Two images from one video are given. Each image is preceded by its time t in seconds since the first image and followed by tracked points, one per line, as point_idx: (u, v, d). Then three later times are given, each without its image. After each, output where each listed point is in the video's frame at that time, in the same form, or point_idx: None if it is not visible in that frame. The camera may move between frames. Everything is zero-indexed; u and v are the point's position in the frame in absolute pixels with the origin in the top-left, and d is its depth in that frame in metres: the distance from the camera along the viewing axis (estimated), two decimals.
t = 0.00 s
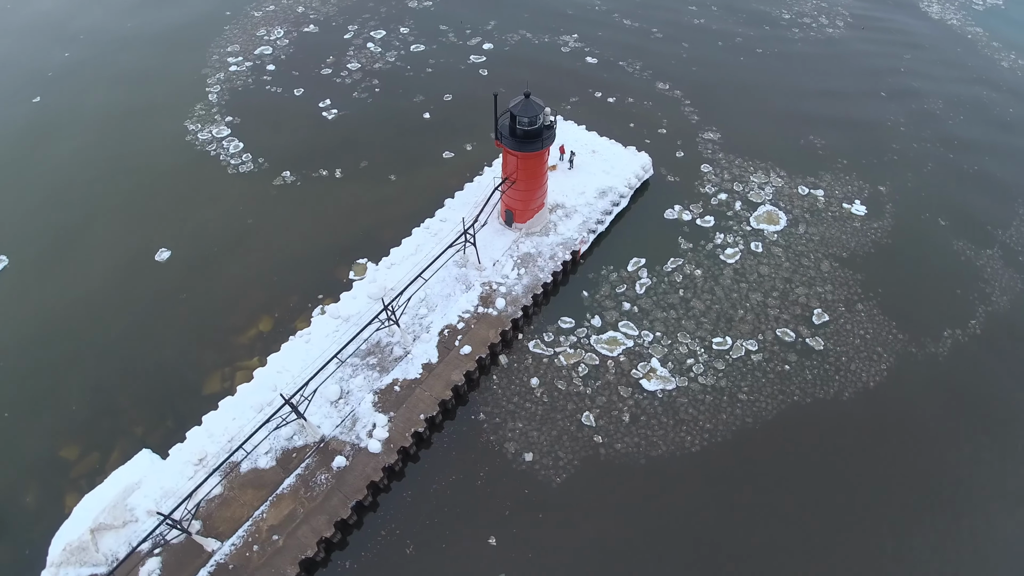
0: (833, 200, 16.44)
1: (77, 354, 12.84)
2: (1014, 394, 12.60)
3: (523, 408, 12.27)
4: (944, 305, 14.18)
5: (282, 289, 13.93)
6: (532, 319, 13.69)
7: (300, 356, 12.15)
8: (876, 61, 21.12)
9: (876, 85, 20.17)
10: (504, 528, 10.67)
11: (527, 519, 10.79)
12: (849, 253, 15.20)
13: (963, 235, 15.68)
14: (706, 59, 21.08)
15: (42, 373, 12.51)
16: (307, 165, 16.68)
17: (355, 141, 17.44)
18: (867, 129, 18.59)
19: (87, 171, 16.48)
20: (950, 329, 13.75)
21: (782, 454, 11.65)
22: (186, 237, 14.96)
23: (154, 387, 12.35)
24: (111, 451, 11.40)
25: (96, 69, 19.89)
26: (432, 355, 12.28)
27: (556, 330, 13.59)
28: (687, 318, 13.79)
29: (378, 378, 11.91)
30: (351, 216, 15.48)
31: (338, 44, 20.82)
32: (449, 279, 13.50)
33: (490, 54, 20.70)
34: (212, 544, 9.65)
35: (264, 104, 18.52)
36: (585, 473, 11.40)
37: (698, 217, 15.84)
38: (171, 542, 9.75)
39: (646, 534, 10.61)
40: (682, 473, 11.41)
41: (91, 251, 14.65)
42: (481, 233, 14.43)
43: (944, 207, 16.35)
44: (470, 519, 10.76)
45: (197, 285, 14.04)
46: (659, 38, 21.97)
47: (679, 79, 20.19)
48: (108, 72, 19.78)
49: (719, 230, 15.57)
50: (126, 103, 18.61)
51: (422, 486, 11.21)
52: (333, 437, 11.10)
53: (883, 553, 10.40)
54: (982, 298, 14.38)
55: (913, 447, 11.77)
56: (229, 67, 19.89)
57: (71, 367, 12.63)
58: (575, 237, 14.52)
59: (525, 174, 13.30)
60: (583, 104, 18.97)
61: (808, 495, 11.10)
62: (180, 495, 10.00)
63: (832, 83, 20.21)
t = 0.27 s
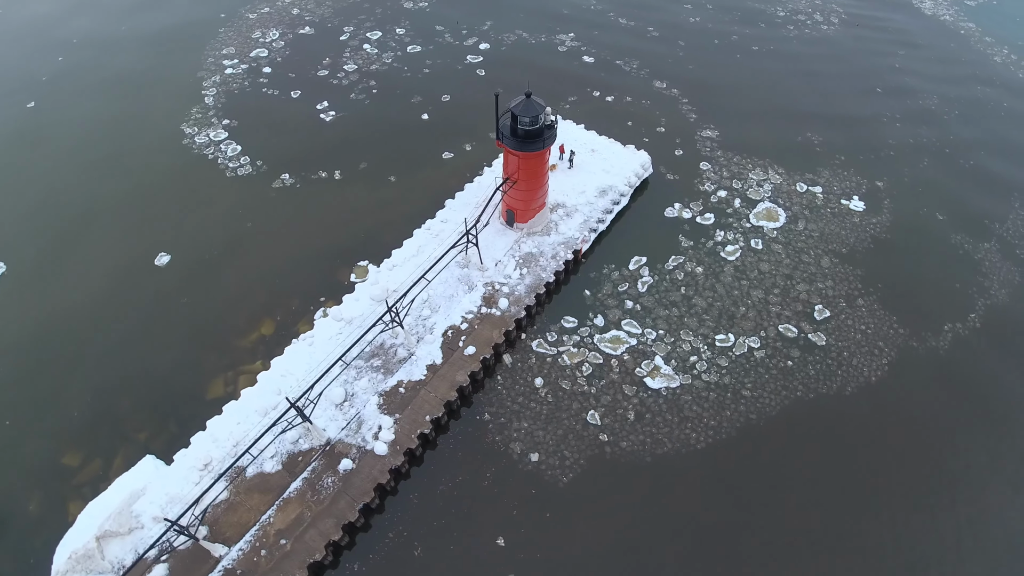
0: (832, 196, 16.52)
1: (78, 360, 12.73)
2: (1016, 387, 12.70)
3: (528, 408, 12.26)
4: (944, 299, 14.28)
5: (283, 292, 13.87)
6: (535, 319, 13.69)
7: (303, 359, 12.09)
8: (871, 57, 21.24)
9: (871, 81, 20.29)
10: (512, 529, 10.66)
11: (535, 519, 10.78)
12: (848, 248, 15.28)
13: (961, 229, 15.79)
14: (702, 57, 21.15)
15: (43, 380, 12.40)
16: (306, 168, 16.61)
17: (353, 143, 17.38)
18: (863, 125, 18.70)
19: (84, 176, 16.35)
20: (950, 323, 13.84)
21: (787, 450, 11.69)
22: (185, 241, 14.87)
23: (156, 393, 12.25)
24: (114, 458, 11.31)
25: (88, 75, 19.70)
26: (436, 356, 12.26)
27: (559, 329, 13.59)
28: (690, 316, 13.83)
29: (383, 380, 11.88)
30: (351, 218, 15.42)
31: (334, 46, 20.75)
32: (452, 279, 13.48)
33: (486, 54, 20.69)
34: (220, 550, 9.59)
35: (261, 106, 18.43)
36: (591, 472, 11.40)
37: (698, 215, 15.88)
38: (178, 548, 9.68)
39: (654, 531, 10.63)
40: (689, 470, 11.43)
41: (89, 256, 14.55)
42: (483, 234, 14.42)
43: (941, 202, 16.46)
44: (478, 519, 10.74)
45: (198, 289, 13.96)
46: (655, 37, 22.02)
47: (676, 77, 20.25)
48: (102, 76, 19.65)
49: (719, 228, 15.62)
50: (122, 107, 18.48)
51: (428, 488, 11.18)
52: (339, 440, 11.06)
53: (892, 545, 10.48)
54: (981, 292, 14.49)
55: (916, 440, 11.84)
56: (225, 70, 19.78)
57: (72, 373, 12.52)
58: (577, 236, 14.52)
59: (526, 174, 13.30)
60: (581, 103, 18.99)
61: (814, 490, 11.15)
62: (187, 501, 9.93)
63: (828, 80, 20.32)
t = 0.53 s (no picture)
0: (830, 192, 16.62)
1: (78, 366, 12.64)
2: (1016, 379, 12.81)
3: (532, 408, 12.25)
4: (943, 293, 14.37)
5: (284, 295, 13.81)
6: (537, 319, 13.70)
7: (306, 362, 12.05)
8: (865, 53, 21.39)
9: (866, 76, 20.44)
10: (520, 529, 10.65)
11: (542, 518, 10.78)
12: (847, 244, 15.37)
13: (958, 223, 15.90)
14: (698, 56, 21.24)
15: (43, 388, 12.29)
16: (304, 170, 16.55)
17: (351, 144, 17.32)
18: (859, 121, 18.83)
19: (81, 181, 16.24)
20: (950, 317, 13.94)
21: (792, 445, 11.75)
22: (184, 245, 14.78)
23: (159, 398, 12.17)
24: (117, 465, 11.22)
25: (82, 79, 19.57)
26: (440, 358, 12.24)
27: (561, 329, 13.59)
28: (692, 313, 13.86)
29: (387, 382, 11.85)
30: (351, 220, 15.36)
31: (330, 48, 20.68)
32: (453, 280, 13.46)
33: (482, 55, 20.69)
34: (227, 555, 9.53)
35: (258, 109, 18.36)
36: (597, 471, 11.41)
37: (698, 213, 15.93)
38: (184, 555, 9.62)
39: (661, 529, 10.66)
40: (695, 467, 11.46)
41: (87, 262, 14.44)
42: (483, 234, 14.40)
43: (938, 196, 16.59)
44: (485, 520, 10.72)
45: (198, 294, 13.87)
46: (651, 36, 22.08)
47: (672, 75, 20.31)
48: (97, 80, 19.53)
49: (719, 225, 15.67)
50: (117, 112, 18.36)
51: (435, 490, 11.15)
52: (344, 443, 11.03)
53: (896, 537, 10.55)
54: (979, 285, 14.60)
55: (920, 434, 11.92)
56: (220, 73, 19.67)
57: (73, 380, 12.44)
58: (577, 235, 14.53)
59: (527, 174, 13.32)
60: (578, 102, 19.02)
61: (819, 484, 11.21)
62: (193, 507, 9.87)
63: (823, 76, 20.45)
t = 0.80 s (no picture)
0: (827, 188, 16.71)
1: (78, 373, 12.54)
2: (1015, 371, 12.94)
3: (537, 408, 12.25)
4: (942, 286, 14.48)
5: (284, 299, 13.73)
6: (540, 318, 13.69)
7: (309, 366, 12.00)
8: (859, 49, 21.52)
9: (861, 72, 20.56)
10: (528, 529, 10.64)
11: (550, 518, 10.77)
12: (846, 239, 15.46)
13: (955, 217, 16.03)
14: (693, 54, 21.30)
15: (43, 395, 12.18)
16: (302, 172, 16.47)
17: (349, 146, 17.25)
18: (855, 117, 18.93)
19: (77, 187, 16.13)
20: (949, 310, 14.04)
21: (796, 440, 11.81)
22: (183, 250, 14.69)
23: (160, 404, 12.08)
24: (120, 472, 11.12)
25: (75, 84, 19.42)
26: (444, 359, 12.21)
27: (564, 328, 13.58)
28: (693, 311, 13.90)
29: (391, 384, 11.81)
30: (350, 222, 15.29)
31: (325, 49, 20.59)
32: (455, 281, 13.44)
33: (478, 55, 20.66)
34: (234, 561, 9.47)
35: (254, 112, 18.27)
36: (603, 470, 11.42)
37: (697, 210, 15.97)
38: (191, 562, 9.56)
39: (669, 526, 10.69)
40: (700, 464, 11.49)
41: (85, 267, 14.33)
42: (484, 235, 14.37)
43: (934, 191, 16.72)
44: (493, 522, 10.69)
45: (198, 298, 13.78)
46: (646, 34, 22.12)
47: (668, 73, 20.37)
48: (91, 84, 19.39)
49: (718, 222, 15.71)
50: (111, 116, 18.23)
51: (441, 491, 11.12)
52: (350, 446, 10.98)
53: (902, 531, 10.63)
54: (977, 278, 14.72)
55: (922, 427, 12.01)
56: (214, 76, 19.55)
57: (74, 386, 12.33)
58: (578, 234, 14.54)
59: (528, 174, 13.33)
60: (576, 101, 19.05)
61: (824, 479, 11.27)
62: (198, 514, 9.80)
63: (818, 73, 20.56)
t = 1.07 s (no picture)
0: (825, 184, 16.81)
1: (77, 380, 12.42)
2: (1013, 363, 13.06)
3: (541, 407, 12.24)
4: (940, 280, 14.59)
5: (285, 302, 13.67)
6: (542, 318, 13.69)
7: (312, 369, 11.94)
8: (853, 46, 21.66)
9: (855, 69, 20.69)
10: (535, 529, 10.63)
11: (557, 517, 10.77)
12: (844, 234, 15.55)
13: (951, 211, 16.15)
14: (689, 52, 21.38)
15: (43, 403, 12.06)
16: (300, 175, 16.39)
17: (347, 148, 17.19)
18: (850, 113, 19.05)
19: (71, 192, 15.98)
20: (948, 304, 14.14)
21: (800, 436, 11.87)
22: (181, 254, 14.59)
23: (162, 410, 11.98)
24: (122, 480, 11.02)
25: (68, 89, 19.24)
26: (448, 360, 12.17)
27: (566, 328, 13.58)
28: (695, 308, 13.93)
29: (395, 386, 11.77)
30: (350, 224, 15.22)
31: (320, 51, 20.52)
32: (457, 282, 13.42)
33: (474, 55, 20.65)
34: (241, 567, 9.42)
35: (250, 115, 18.16)
36: (609, 468, 11.43)
37: (696, 208, 16.02)
38: (198, 569, 9.50)
39: (675, 523, 10.71)
40: (706, 461, 11.51)
41: (82, 273, 14.20)
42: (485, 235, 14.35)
43: (930, 185, 16.84)
44: (500, 522, 10.68)
45: (198, 302, 13.69)
46: (641, 33, 22.16)
47: (664, 72, 20.43)
48: (83, 89, 19.20)
49: (717, 220, 15.76)
50: (105, 121, 18.07)
51: (447, 492, 11.09)
52: (355, 449, 10.93)
53: (907, 524, 10.69)
54: (974, 271, 14.84)
55: (924, 421, 12.09)
56: (209, 79, 19.44)
57: (73, 394, 12.21)
58: (578, 233, 14.55)
59: (528, 174, 13.33)
60: (573, 101, 19.08)
61: (828, 474, 11.32)
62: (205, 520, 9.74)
63: (813, 70, 20.67)
